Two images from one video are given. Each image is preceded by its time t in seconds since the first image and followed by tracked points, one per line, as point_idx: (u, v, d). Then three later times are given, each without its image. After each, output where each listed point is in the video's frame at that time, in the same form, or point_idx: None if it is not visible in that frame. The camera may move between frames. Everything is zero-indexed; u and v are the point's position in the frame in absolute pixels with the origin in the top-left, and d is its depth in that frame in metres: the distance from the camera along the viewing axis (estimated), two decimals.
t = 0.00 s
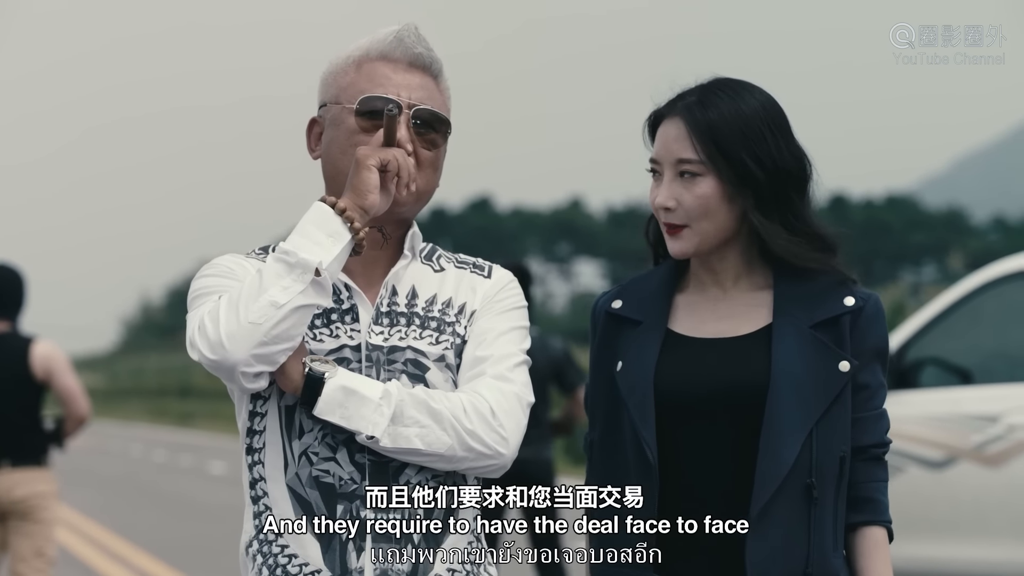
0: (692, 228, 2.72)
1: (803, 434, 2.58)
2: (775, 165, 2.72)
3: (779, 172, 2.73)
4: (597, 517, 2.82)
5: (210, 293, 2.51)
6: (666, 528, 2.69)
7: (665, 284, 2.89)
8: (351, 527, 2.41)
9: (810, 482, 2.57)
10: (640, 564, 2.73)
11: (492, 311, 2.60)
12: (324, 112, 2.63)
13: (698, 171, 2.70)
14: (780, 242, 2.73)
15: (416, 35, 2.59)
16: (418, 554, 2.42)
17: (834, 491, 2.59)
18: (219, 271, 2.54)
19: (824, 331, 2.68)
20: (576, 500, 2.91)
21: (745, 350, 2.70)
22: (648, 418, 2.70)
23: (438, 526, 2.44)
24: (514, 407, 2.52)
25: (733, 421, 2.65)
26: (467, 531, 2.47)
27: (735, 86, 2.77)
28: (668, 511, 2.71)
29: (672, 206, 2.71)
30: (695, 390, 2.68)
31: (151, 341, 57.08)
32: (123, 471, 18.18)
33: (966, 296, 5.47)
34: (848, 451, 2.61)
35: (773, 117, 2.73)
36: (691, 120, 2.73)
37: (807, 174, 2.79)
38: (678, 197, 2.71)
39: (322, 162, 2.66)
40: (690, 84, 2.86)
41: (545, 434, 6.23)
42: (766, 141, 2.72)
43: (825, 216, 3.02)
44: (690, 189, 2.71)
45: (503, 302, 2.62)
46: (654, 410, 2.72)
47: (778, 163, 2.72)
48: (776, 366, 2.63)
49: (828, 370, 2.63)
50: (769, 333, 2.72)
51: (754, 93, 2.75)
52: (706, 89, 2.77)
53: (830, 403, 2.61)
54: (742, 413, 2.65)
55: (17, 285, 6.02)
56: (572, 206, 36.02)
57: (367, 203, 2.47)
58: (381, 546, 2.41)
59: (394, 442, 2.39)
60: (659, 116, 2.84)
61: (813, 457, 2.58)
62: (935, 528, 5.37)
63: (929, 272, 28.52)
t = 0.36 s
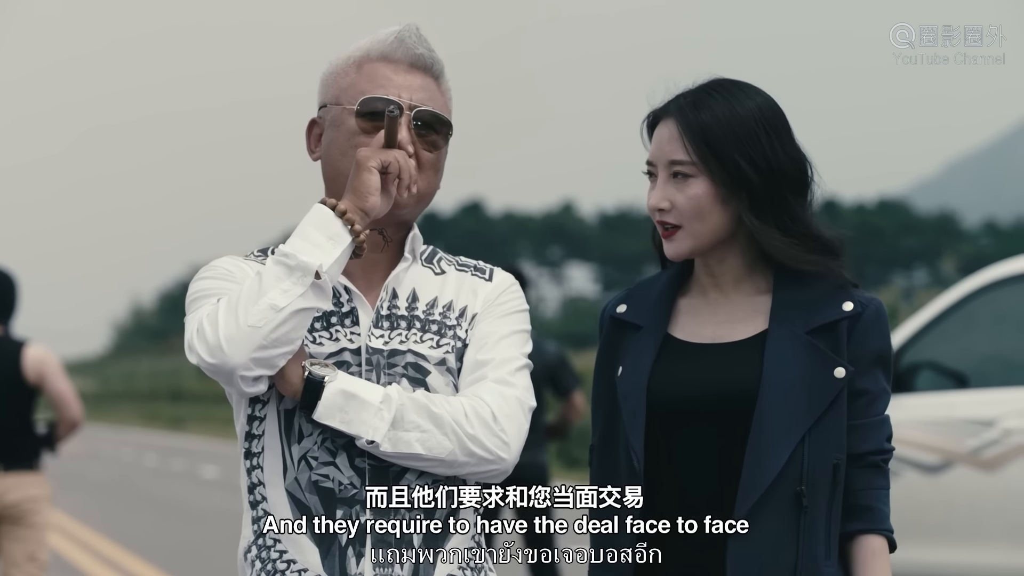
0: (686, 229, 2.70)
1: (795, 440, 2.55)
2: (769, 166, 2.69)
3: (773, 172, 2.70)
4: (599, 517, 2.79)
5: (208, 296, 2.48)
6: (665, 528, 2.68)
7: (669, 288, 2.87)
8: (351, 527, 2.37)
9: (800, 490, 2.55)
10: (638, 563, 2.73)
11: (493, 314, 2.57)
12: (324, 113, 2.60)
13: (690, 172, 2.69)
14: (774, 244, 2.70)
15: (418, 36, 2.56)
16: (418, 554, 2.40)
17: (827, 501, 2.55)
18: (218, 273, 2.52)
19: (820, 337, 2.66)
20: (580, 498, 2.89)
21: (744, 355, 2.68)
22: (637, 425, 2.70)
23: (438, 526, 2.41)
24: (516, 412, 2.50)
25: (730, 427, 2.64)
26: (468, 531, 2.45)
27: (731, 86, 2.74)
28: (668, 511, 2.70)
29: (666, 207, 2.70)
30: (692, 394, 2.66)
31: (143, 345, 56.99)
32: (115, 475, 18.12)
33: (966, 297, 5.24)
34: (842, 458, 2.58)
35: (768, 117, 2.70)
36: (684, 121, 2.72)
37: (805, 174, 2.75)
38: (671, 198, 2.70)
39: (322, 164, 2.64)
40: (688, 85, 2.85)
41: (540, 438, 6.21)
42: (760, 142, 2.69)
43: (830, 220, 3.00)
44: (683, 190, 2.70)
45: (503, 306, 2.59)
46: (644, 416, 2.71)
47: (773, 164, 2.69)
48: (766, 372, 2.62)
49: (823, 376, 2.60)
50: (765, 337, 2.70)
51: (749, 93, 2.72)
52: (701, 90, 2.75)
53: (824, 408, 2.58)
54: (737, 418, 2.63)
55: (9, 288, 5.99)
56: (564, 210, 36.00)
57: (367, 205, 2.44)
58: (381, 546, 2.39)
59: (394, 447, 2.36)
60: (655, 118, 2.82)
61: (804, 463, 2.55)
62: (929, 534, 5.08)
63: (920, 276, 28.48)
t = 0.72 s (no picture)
0: (693, 231, 2.69)
1: (800, 443, 2.54)
2: (776, 167, 2.68)
3: (780, 174, 2.68)
4: (603, 517, 2.78)
5: (209, 297, 2.46)
6: (666, 528, 2.68)
7: (674, 290, 2.86)
8: (351, 527, 2.36)
9: (805, 493, 2.53)
10: (640, 564, 2.71)
11: (496, 316, 2.56)
12: (327, 113, 2.59)
13: (696, 174, 2.68)
14: (781, 245, 2.68)
15: (421, 35, 2.55)
16: (420, 557, 2.37)
17: (832, 504, 2.53)
18: (219, 275, 2.50)
19: (826, 339, 2.64)
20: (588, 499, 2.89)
21: (748, 358, 2.67)
22: (642, 428, 2.69)
23: (438, 526, 2.40)
24: (519, 414, 2.48)
25: (734, 429, 2.62)
26: (469, 531, 2.43)
27: (737, 87, 2.73)
28: (668, 510, 2.70)
29: (672, 209, 2.69)
30: (697, 396, 2.65)
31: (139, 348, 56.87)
32: (111, 478, 18.05)
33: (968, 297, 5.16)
34: (849, 462, 2.55)
35: (774, 117, 2.69)
36: (690, 123, 2.71)
37: (812, 175, 2.73)
38: (678, 200, 2.69)
39: (324, 165, 2.62)
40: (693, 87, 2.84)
41: (537, 440, 6.17)
42: (767, 143, 2.68)
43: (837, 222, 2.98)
44: (689, 191, 2.68)
45: (506, 307, 2.58)
46: (650, 419, 2.70)
47: (779, 165, 2.68)
48: (770, 376, 2.61)
49: (829, 378, 2.59)
50: (771, 340, 2.68)
51: (756, 93, 2.70)
52: (706, 92, 2.74)
53: (830, 410, 2.56)
54: (741, 421, 2.62)
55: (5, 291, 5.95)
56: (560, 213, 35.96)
57: (371, 206, 2.43)
58: (380, 547, 2.36)
59: (397, 449, 2.34)
60: (661, 119, 2.81)
61: (810, 466, 2.54)
62: (926, 536, 4.97)
63: (917, 278, 28.46)
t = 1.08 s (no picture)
0: (698, 230, 2.68)
1: (805, 445, 2.53)
2: (783, 166, 2.67)
3: (787, 174, 2.67)
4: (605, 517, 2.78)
5: (209, 297, 2.45)
6: (666, 528, 2.67)
7: (678, 291, 2.85)
8: (351, 527, 2.34)
9: (811, 496, 2.52)
10: (640, 564, 2.70)
11: (497, 317, 2.54)
12: (327, 113, 2.57)
13: (703, 172, 2.67)
14: (787, 244, 2.67)
15: (422, 35, 2.53)
16: (421, 556, 2.36)
17: (838, 506, 2.52)
18: (218, 275, 2.49)
19: (831, 340, 2.63)
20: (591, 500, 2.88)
21: (750, 360, 2.66)
22: (647, 429, 2.67)
23: (438, 526, 2.38)
24: (520, 415, 2.47)
25: (738, 430, 2.61)
26: (469, 531, 2.42)
27: (746, 86, 2.71)
28: (667, 511, 2.69)
29: (678, 207, 2.68)
30: (700, 398, 2.64)
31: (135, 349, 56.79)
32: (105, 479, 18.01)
33: (966, 298, 5.15)
34: (855, 464, 2.55)
35: (782, 117, 2.68)
36: (697, 121, 2.70)
37: (819, 175, 2.72)
38: (684, 198, 2.68)
39: (324, 164, 2.61)
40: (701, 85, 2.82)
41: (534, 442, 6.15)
42: (776, 143, 2.66)
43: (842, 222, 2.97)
44: (695, 190, 2.68)
45: (508, 308, 2.56)
46: (654, 420, 2.69)
47: (787, 165, 2.67)
48: (776, 377, 2.60)
49: (834, 380, 2.58)
50: (775, 342, 2.67)
51: (764, 92, 2.69)
52: (715, 90, 2.73)
53: (836, 412, 2.55)
54: (744, 422, 2.61)
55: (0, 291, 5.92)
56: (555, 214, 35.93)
57: (371, 206, 2.41)
58: (380, 547, 2.35)
59: (397, 450, 2.33)
60: (669, 117, 2.80)
61: (816, 468, 2.53)
62: (924, 538, 4.95)
63: (912, 280, 28.45)
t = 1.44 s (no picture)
0: (701, 228, 2.68)
1: (808, 446, 2.52)
2: (786, 165, 2.66)
3: (790, 172, 2.67)
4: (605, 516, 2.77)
5: (209, 297, 2.44)
6: (666, 528, 2.66)
7: (680, 290, 2.84)
8: (351, 527, 2.33)
9: (814, 496, 2.51)
10: (642, 564, 2.69)
11: (498, 317, 2.54)
12: (328, 112, 2.57)
13: (706, 170, 2.66)
14: (790, 243, 2.67)
15: (423, 34, 2.53)
16: (422, 556, 2.35)
17: (841, 506, 2.52)
18: (219, 275, 2.48)
19: (835, 339, 2.63)
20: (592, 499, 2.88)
21: (752, 360, 2.65)
22: (650, 429, 2.66)
23: (439, 526, 2.38)
24: (521, 415, 2.46)
25: (740, 430, 2.61)
26: (469, 531, 2.41)
27: (749, 84, 2.70)
28: (668, 510, 2.69)
29: (680, 205, 2.67)
30: (702, 398, 2.64)
31: (133, 349, 56.78)
32: (103, 479, 18.00)
33: (966, 297, 5.14)
34: (858, 464, 2.54)
35: (786, 116, 2.67)
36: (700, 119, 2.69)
37: (823, 174, 2.72)
38: (686, 196, 2.68)
39: (325, 163, 2.60)
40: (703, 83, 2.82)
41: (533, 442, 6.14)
42: (779, 141, 2.66)
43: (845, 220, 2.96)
44: (698, 188, 2.67)
45: (509, 308, 2.55)
46: (657, 420, 2.68)
47: (791, 164, 2.66)
48: (778, 377, 2.59)
49: (837, 379, 2.57)
50: (777, 342, 2.67)
51: (768, 90, 2.68)
52: (718, 88, 2.72)
53: (839, 412, 2.55)
54: (746, 423, 2.60)
55: None
56: (554, 214, 35.91)
57: (373, 206, 2.40)
58: (381, 547, 2.34)
59: (398, 451, 2.32)
60: (672, 114, 2.80)
61: (819, 469, 2.52)
62: (924, 537, 4.94)
63: (911, 279, 28.44)
